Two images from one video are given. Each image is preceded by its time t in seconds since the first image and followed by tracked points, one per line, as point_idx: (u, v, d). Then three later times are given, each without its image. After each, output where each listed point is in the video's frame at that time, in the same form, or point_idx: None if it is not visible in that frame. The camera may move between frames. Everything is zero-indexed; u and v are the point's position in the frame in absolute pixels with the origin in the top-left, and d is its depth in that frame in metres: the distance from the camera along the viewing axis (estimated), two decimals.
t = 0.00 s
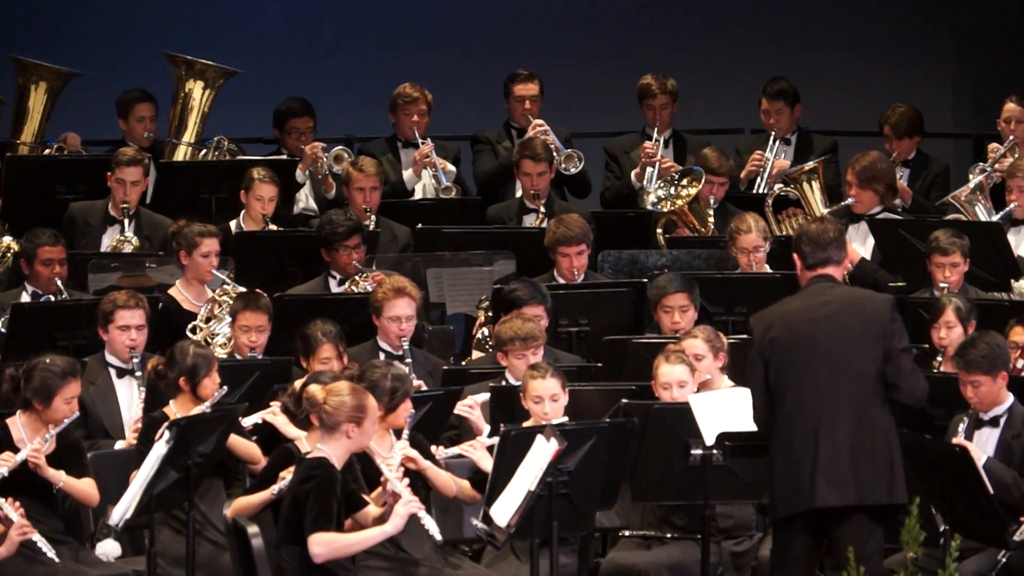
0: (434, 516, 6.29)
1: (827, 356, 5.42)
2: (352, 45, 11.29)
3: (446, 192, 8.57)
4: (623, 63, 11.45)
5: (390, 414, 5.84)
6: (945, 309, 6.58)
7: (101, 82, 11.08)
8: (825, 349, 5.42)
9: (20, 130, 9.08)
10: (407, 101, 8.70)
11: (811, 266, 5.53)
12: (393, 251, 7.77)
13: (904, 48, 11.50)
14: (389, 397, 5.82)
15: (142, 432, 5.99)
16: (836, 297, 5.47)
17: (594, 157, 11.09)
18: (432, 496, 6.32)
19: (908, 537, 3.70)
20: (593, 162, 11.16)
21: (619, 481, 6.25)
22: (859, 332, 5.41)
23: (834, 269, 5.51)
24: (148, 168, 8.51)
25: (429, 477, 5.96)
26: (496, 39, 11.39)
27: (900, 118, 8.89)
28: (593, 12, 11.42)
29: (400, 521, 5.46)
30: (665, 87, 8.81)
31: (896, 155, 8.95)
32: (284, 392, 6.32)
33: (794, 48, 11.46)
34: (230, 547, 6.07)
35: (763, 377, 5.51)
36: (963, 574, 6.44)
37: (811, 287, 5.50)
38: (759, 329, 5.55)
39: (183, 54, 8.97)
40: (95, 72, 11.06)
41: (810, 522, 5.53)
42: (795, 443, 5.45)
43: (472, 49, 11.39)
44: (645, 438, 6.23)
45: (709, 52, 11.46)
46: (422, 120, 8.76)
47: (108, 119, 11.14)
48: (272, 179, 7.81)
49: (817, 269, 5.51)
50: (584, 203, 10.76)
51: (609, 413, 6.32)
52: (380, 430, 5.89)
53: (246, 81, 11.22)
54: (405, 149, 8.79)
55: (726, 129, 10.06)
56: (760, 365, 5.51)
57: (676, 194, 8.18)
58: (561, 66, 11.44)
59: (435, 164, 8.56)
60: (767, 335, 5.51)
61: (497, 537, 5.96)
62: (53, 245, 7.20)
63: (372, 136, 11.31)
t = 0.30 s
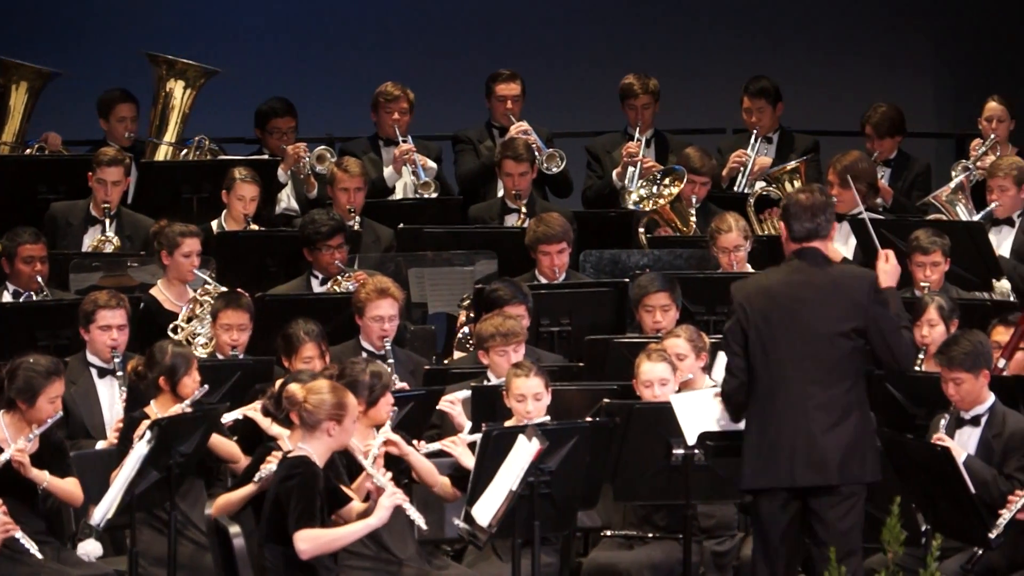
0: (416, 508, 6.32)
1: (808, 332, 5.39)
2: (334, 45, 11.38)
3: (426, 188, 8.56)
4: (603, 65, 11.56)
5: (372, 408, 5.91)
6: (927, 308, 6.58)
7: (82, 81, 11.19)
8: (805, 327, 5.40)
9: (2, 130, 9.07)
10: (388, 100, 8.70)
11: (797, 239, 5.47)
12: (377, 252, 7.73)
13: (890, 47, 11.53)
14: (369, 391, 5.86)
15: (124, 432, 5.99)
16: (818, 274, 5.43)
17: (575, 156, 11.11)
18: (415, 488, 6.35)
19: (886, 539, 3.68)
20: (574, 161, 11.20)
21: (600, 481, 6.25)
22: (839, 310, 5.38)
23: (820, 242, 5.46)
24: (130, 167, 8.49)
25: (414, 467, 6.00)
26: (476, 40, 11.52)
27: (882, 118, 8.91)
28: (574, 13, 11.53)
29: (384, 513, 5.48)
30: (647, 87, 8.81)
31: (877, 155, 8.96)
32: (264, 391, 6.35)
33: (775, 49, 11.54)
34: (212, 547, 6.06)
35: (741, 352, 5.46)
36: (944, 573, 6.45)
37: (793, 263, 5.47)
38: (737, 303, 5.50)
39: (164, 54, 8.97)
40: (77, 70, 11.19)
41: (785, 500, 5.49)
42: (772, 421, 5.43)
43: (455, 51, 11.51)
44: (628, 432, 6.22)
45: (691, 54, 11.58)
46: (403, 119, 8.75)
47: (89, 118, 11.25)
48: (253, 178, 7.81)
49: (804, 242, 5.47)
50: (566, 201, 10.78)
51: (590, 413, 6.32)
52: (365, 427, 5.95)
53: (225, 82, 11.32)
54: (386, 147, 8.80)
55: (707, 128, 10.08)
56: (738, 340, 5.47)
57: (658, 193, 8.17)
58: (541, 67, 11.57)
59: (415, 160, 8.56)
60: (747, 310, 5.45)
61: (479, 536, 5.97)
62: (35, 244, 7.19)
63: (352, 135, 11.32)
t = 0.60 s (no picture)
0: (394, 511, 6.30)
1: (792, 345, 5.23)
2: (313, 45, 11.42)
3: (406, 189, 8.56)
4: (585, 66, 11.56)
5: (359, 411, 5.91)
6: (906, 308, 6.57)
7: (61, 83, 11.26)
8: (791, 340, 5.23)
9: None
10: (368, 100, 8.70)
11: (782, 250, 5.29)
12: (358, 253, 7.76)
13: (874, 49, 11.53)
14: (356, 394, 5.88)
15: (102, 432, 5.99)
16: (805, 286, 5.26)
17: (553, 157, 11.15)
18: (393, 492, 6.32)
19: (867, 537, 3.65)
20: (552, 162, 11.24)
21: (579, 481, 6.25)
22: (825, 324, 5.22)
23: (805, 254, 5.27)
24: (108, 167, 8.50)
25: (397, 478, 5.98)
26: (458, 41, 11.53)
27: (861, 117, 8.89)
28: (556, 14, 11.56)
29: (362, 519, 5.48)
30: (626, 87, 8.81)
31: (856, 154, 8.97)
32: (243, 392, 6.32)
33: (758, 48, 11.56)
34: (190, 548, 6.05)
35: (727, 363, 5.28)
36: (923, 573, 6.45)
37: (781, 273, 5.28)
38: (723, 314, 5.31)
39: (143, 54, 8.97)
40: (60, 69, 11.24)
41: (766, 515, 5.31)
42: (756, 434, 5.26)
43: (437, 53, 11.52)
44: (606, 434, 6.22)
45: (674, 55, 11.59)
46: (382, 119, 8.76)
47: (68, 120, 11.32)
48: (232, 178, 7.81)
49: (791, 253, 5.27)
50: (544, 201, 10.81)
51: (569, 413, 6.32)
52: (350, 428, 5.94)
53: (210, 82, 11.36)
54: (366, 147, 8.81)
55: (686, 129, 10.10)
56: (723, 351, 5.28)
57: (635, 193, 8.17)
58: (523, 68, 11.59)
59: (395, 161, 8.58)
60: (734, 321, 5.27)
61: (459, 536, 5.93)
62: (13, 245, 7.19)
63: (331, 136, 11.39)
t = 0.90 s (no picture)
0: (376, 510, 6.18)
1: (783, 348, 5.09)
2: (293, 45, 11.49)
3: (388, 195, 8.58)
4: (569, 66, 11.58)
5: (346, 410, 5.90)
6: (886, 308, 6.57)
7: (41, 82, 11.41)
8: (782, 343, 5.09)
9: None
10: (349, 101, 8.69)
11: (771, 251, 5.15)
12: (337, 251, 7.73)
13: (861, 49, 11.52)
14: (345, 392, 5.86)
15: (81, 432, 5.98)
16: (796, 287, 5.12)
17: (534, 155, 11.18)
18: (375, 490, 6.21)
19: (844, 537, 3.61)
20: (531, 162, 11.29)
21: (559, 480, 6.25)
22: (816, 326, 5.08)
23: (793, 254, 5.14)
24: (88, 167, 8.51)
25: (380, 474, 5.99)
26: (441, 41, 11.54)
27: (840, 117, 8.91)
28: (541, 14, 11.55)
29: (344, 518, 5.52)
30: (606, 87, 8.82)
31: (836, 154, 8.96)
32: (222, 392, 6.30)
33: (744, 48, 11.56)
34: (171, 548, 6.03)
35: (717, 365, 5.13)
36: (905, 573, 6.43)
37: (772, 273, 5.14)
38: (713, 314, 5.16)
39: (122, 54, 8.97)
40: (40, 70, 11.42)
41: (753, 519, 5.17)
42: (746, 437, 5.12)
43: (421, 52, 11.55)
44: (586, 434, 6.22)
45: (660, 55, 11.59)
46: (364, 121, 8.77)
47: (47, 119, 11.45)
48: (212, 178, 7.80)
49: (779, 254, 5.13)
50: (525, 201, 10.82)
51: (550, 413, 6.31)
52: (337, 425, 5.93)
53: (188, 82, 11.48)
54: (347, 149, 8.82)
55: (668, 129, 10.10)
56: (713, 352, 5.13)
57: (615, 194, 8.05)
58: (507, 69, 11.61)
59: (377, 166, 8.58)
60: (724, 322, 5.12)
61: (439, 536, 5.89)
62: None
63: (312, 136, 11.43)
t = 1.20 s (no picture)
0: (361, 513, 6.16)
1: (774, 349, 5.08)
2: (279, 47, 11.36)
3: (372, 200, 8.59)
4: (557, 66, 11.56)
5: (338, 408, 5.93)
6: (870, 308, 6.58)
7: (22, 81, 11.18)
8: (773, 346, 5.08)
9: None
10: (335, 104, 8.68)
11: (760, 253, 5.15)
12: (318, 251, 7.77)
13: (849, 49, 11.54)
14: (337, 391, 5.90)
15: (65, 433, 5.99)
16: (786, 290, 5.12)
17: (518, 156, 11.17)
18: (360, 492, 6.19)
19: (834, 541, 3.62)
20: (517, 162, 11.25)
21: (543, 481, 6.24)
22: (806, 327, 5.09)
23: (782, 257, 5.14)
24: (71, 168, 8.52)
25: (371, 472, 5.93)
26: (428, 42, 11.49)
27: (825, 118, 8.93)
28: (528, 14, 11.53)
29: (327, 518, 5.50)
30: (591, 87, 8.83)
31: (820, 154, 8.98)
32: (206, 392, 6.29)
33: (730, 47, 11.59)
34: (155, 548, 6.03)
35: (708, 368, 5.09)
36: (889, 573, 6.43)
37: (761, 276, 5.13)
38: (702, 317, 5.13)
39: (105, 54, 8.95)
40: (19, 72, 11.17)
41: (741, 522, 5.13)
42: (736, 441, 5.08)
43: (406, 53, 11.48)
44: (571, 434, 6.22)
45: (648, 55, 11.60)
46: (349, 124, 8.77)
47: (29, 118, 11.22)
48: (196, 178, 7.81)
49: (769, 256, 5.13)
50: (511, 201, 10.80)
51: (534, 413, 6.31)
52: (329, 426, 5.98)
53: (173, 82, 11.28)
54: (331, 150, 8.83)
55: (653, 129, 10.10)
56: (703, 355, 5.09)
57: (599, 194, 8.12)
58: (495, 69, 11.57)
59: (361, 171, 8.58)
60: (714, 323, 5.10)
61: (423, 536, 5.89)
62: None
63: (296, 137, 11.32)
